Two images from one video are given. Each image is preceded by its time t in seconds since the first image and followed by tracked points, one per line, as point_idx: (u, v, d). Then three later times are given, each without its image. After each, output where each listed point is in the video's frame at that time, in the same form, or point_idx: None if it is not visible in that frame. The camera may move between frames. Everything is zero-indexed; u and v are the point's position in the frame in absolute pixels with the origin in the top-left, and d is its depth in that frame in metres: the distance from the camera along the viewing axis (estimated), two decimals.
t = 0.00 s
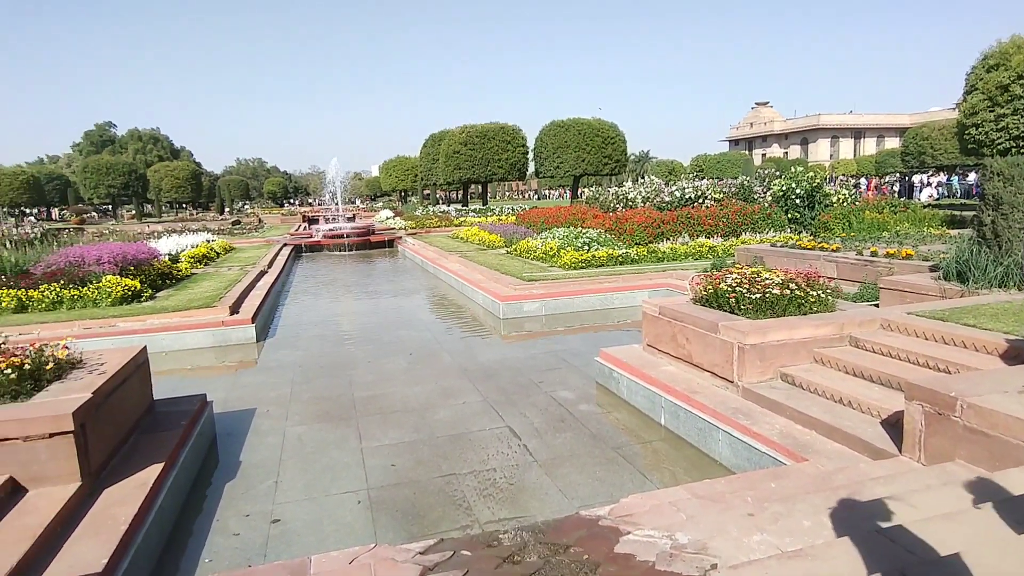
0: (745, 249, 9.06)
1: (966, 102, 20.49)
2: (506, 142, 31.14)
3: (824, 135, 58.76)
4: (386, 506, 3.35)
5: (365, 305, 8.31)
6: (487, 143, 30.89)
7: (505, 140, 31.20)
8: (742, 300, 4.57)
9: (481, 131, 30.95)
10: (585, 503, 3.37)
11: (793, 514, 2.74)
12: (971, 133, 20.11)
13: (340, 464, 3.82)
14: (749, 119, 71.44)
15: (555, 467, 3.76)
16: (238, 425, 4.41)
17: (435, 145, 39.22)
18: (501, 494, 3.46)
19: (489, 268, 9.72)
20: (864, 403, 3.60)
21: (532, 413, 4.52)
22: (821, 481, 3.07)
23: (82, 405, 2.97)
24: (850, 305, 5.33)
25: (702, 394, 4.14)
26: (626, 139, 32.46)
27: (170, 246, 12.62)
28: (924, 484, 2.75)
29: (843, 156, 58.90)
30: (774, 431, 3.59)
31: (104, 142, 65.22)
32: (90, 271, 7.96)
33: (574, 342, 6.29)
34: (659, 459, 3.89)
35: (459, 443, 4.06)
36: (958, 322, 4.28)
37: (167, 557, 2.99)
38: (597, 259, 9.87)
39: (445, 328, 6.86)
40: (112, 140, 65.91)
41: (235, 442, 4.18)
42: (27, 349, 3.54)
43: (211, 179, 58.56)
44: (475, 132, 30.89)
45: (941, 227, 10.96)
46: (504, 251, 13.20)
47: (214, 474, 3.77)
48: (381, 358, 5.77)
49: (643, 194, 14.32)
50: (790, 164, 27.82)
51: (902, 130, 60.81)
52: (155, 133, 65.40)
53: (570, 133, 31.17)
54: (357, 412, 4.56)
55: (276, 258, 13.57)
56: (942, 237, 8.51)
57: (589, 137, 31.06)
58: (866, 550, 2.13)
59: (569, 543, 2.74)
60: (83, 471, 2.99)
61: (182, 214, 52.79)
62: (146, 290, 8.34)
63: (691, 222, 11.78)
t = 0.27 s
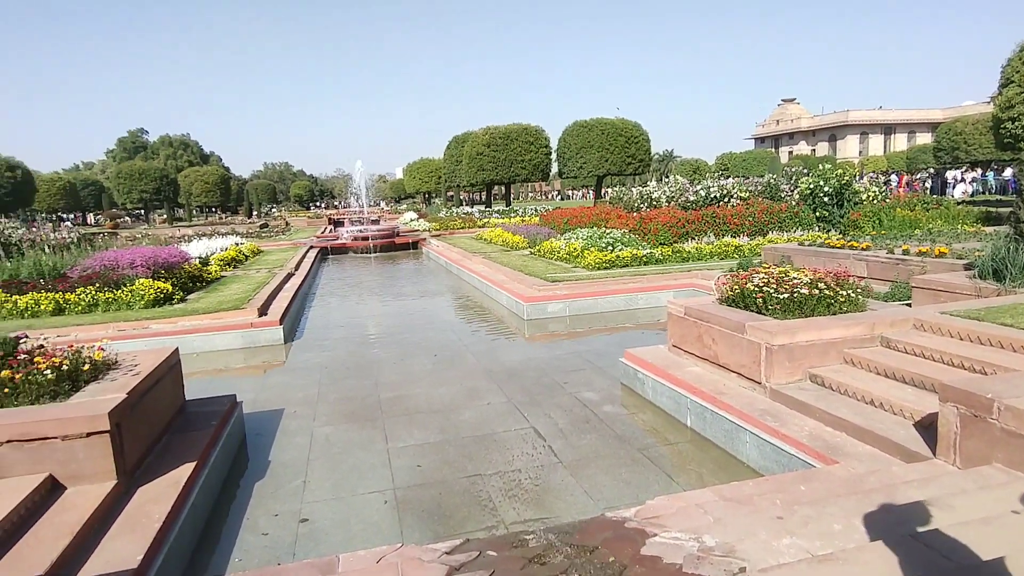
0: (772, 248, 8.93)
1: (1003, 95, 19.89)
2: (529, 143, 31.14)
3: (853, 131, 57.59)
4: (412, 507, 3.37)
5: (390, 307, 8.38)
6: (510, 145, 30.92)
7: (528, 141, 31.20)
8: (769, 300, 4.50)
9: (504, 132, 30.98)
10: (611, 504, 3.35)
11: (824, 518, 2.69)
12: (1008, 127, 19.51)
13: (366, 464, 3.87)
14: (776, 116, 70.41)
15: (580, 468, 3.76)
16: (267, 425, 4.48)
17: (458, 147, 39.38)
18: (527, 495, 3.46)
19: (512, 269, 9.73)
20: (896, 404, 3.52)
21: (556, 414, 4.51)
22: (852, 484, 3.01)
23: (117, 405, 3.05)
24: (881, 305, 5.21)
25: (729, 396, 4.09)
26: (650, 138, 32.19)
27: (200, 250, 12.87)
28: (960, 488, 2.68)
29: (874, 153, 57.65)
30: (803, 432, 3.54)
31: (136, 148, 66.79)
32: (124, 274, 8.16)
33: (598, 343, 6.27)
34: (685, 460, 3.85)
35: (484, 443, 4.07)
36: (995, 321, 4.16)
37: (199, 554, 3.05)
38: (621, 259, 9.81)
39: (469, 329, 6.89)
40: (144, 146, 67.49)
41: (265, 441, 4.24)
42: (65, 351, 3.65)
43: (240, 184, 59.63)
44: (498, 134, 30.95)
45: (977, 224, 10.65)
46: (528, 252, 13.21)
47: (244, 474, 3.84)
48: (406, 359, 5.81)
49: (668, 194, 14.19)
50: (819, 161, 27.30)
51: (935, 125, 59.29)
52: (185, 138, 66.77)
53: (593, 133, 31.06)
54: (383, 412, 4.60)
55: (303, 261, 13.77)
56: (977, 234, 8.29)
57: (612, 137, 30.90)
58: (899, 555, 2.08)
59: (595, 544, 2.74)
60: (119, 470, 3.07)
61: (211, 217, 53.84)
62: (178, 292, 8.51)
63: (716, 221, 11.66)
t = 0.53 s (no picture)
0: (790, 247, 8.84)
1: None
2: (545, 140, 31.07)
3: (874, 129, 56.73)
4: (426, 502, 3.39)
5: (405, 303, 8.42)
6: (526, 142, 30.88)
7: (544, 138, 31.13)
8: (787, 299, 4.46)
9: (521, 129, 30.94)
10: (625, 503, 3.34)
11: (840, 520, 2.67)
12: None
13: (381, 458, 3.89)
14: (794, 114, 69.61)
15: (594, 466, 3.75)
16: (283, 419, 4.53)
17: (475, 143, 39.43)
18: (540, 492, 3.46)
19: (528, 266, 9.73)
20: (916, 406, 3.47)
21: (571, 411, 4.51)
22: (870, 486, 2.98)
23: (137, 397, 3.11)
24: (902, 305, 5.14)
25: (745, 395, 4.05)
26: (666, 136, 31.98)
27: (219, 245, 13.01)
28: (980, 492, 2.64)
29: (895, 152, 56.74)
30: (820, 433, 3.50)
31: (157, 144, 67.62)
32: (145, 268, 8.28)
33: (613, 341, 6.25)
34: (700, 460, 3.83)
35: (498, 440, 4.08)
36: (1019, 323, 4.08)
37: (217, 545, 3.09)
38: (637, 257, 9.77)
39: (483, 326, 6.90)
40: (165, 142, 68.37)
41: (281, 435, 4.29)
42: (87, 343, 3.71)
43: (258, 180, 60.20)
44: (514, 131, 30.93)
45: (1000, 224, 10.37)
46: (543, 249, 13.20)
47: (261, 466, 3.88)
48: (421, 355, 5.84)
49: (684, 192, 14.09)
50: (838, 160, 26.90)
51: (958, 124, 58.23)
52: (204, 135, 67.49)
53: (609, 131, 30.90)
54: (397, 407, 4.63)
55: (320, 256, 13.87)
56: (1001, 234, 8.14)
57: (629, 134, 30.74)
58: (917, 559, 2.06)
59: (608, 542, 2.73)
60: (139, 460, 3.12)
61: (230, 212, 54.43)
62: (197, 287, 8.62)
63: (734, 219, 11.60)
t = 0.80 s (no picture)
0: (816, 246, 8.70)
1: None
2: (567, 138, 30.98)
3: (904, 126, 55.48)
4: (448, 498, 3.41)
5: (428, 301, 8.47)
6: (548, 140, 30.82)
7: (566, 136, 31.04)
8: (814, 299, 4.40)
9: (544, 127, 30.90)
10: (647, 502, 3.33)
11: (868, 523, 2.62)
12: None
13: (404, 454, 3.92)
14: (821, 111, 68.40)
15: (617, 465, 3.74)
16: (308, 414, 4.59)
17: (497, 142, 39.48)
18: (562, 490, 3.46)
19: (550, 265, 9.72)
20: (946, 409, 3.40)
21: (593, 410, 4.50)
22: (899, 489, 2.92)
23: (168, 391, 3.17)
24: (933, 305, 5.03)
25: (770, 396, 4.01)
26: (690, 133, 31.65)
27: (246, 243, 13.22)
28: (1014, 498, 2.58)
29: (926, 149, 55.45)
30: (847, 435, 3.44)
31: (185, 143, 68.77)
32: (174, 265, 8.44)
33: (635, 340, 6.21)
34: (724, 461, 3.79)
35: (520, 438, 4.09)
36: None
37: (243, 538, 3.15)
38: (660, 256, 9.71)
39: (505, 324, 6.91)
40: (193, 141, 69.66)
41: (306, 430, 4.34)
42: (120, 338, 3.80)
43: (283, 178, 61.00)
44: (536, 129, 30.90)
45: None
46: (565, 247, 13.18)
47: (286, 460, 3.94)
48: (443, 352, 5.87)
49: (709, 190, 13.94)
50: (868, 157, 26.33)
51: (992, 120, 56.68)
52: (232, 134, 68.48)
53: (633, 128, 30.69)
54: (420, 404, 4.66)
55: (343, 254, 14.02)
56: None
57: (652, 132, 30.49)
58: (947, 564, 2.02)
59: (631, 541, 2.73)
60: (168, 453, 3.19)
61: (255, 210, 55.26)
62: (225, 283, 8.77)
63: (759, 218, 11.48)
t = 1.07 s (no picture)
0: (847, 245, 8.54)
1: None
2: (592, 136, 30.86)
3: (939, 122, 54.06)
4: (473, 495, 3.43)
5: (453, 299, 8.51)
6: (573, 138, 30.72)
7: (591, 135, 30.92)
8: (845, 299, 4.31)
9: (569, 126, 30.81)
10: (673, 503, 3.30)
11: (901, 528, 2.57)
12: None
13: (429, 451, 3.95)
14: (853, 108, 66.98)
15: (642, 465, 3.72)
16: (335, 411, 4.64)
17: (522, 140, 39.47)
18: (587, 489, 3.45)
19: (574, 263, 9.69)
20: (983, 412, 3.30)
21: (617, 410, 4.48)
22: (933, 493, 2.85)
23: (200, 386, 3.24)
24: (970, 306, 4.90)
25: (799, 397, 3.94)
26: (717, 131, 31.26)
27: (274, 241, 13.43)
28: None
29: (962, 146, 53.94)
30: (879, 438, 3.37)
31: (215, 143, 70.13)
32: (205, 263, 8.61)
33: (660, 339, 6.16)
34: (751, 462, 3.74)
35: (544, 437, 4.09)
36: None
37: (272, 531, 3.20)
38: (686, 255, 9.62)
39: (530, 323, 6.91)
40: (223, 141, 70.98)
41: (333, 426, 4.40)
42: (154, 334, 3.89)
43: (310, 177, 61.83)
44: (561, 127, 30.84)
45: None
46: (589, 246, 13.13)
47: (313, 456, 3.99)
48: (468, 350, 5.89)
49: (736, 188, 13.78)
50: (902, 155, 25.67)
51: None
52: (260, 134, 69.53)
53: (658, 126, 30.45)
54: (445, 402, 4.69)
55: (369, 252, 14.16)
56: None
57: (678, 130, 30.22)
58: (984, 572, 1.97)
59: (656, 542, 2.71)
60: (200, 447, 3.25)
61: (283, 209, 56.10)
62: (254, 281, 8.92)
63: (787, 217, 11.31)
